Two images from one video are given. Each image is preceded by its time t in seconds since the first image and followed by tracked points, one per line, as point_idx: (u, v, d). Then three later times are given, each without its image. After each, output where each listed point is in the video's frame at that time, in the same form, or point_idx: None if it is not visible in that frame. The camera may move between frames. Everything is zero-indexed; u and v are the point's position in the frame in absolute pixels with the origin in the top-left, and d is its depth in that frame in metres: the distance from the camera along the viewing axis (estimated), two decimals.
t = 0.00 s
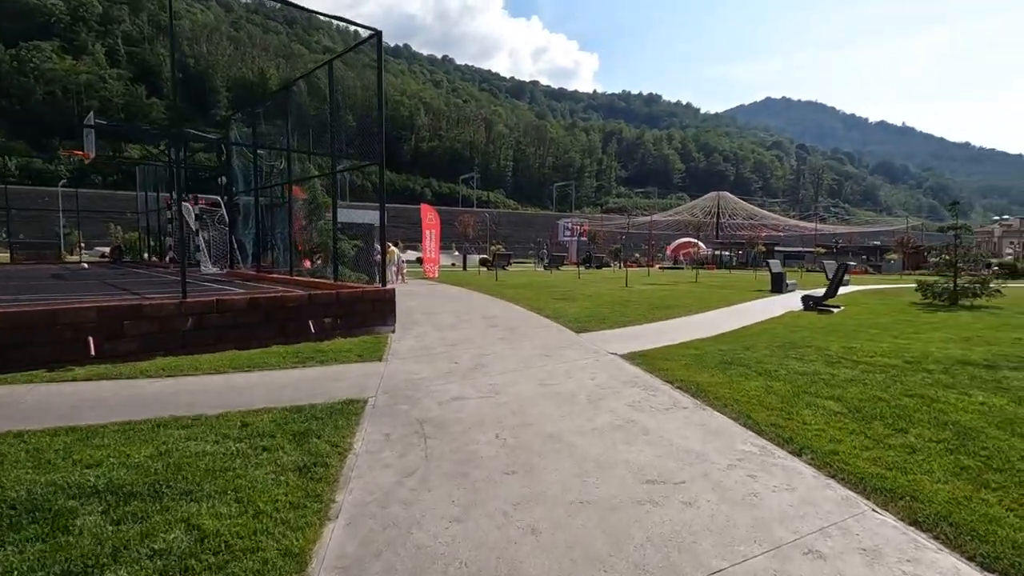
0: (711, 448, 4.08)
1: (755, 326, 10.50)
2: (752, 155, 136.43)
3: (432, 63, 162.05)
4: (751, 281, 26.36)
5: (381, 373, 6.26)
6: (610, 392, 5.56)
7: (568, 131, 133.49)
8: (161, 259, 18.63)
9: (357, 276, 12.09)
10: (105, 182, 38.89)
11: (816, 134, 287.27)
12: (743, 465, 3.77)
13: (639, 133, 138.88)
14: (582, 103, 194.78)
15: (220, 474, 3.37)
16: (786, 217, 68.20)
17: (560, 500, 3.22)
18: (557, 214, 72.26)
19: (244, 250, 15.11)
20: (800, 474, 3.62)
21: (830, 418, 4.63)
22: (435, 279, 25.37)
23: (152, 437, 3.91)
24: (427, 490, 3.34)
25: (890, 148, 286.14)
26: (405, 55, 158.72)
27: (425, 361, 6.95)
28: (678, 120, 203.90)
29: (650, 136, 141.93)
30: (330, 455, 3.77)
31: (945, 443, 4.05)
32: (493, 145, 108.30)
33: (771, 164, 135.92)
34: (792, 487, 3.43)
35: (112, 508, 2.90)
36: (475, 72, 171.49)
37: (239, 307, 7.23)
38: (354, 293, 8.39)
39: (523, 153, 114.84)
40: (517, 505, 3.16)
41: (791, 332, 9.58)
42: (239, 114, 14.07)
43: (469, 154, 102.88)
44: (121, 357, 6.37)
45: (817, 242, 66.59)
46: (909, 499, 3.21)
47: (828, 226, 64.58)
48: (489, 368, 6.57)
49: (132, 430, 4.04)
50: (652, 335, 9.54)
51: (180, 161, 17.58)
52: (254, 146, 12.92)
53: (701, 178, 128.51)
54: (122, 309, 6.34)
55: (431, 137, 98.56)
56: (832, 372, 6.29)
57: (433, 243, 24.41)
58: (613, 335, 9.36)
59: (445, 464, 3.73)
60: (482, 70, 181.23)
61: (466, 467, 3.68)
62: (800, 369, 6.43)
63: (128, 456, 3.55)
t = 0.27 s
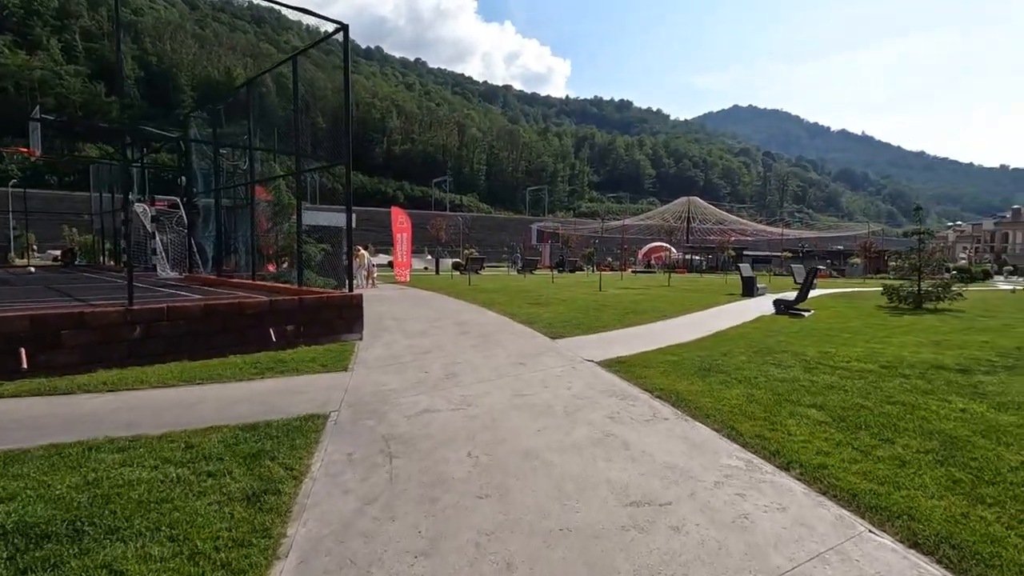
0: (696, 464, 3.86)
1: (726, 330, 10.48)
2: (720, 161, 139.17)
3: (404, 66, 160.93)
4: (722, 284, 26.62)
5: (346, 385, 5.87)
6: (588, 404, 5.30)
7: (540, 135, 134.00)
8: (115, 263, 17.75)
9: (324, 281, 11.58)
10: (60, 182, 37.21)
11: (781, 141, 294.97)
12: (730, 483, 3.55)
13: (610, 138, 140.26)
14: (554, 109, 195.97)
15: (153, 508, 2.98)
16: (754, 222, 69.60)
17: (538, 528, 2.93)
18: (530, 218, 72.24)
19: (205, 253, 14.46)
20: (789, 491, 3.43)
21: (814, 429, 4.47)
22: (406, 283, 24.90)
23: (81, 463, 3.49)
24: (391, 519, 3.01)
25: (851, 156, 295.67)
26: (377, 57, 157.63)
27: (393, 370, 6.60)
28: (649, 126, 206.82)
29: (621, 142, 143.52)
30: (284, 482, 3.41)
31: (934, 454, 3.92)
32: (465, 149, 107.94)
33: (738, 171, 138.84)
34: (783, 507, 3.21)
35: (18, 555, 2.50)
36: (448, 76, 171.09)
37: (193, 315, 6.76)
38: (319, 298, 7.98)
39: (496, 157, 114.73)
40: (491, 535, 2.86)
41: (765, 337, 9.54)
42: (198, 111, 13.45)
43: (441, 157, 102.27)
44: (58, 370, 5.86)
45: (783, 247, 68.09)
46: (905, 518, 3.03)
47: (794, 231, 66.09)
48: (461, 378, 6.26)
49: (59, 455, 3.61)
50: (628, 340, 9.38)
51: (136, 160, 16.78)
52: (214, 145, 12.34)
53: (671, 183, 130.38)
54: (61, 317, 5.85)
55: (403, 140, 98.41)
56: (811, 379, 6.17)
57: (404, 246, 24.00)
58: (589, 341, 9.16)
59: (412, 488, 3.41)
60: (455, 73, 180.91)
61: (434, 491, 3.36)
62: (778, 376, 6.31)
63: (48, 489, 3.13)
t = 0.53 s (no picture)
0: (687, 483, 3.62)
1: (707, 335, 10.37)
2: (695, 166, 141.01)
3: (380, 68, 159.55)
4: (699, 287, 26.71)
5: (313, 399, 5.50)
6: (570, 417, 5.04)
7: (518, 139, 134.00)
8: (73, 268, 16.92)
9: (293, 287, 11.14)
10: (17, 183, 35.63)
11: (754, 147, 300.68)
12: (724, 505, 3.31)
13: (587, 142, 141.07)
14: (532, 112, 196.57)
15: (79, 553, 2.61)
16: (729, 226, 70.52)
17: (520, 564, 2.65)
18: (508, 221, 72.06)
19: (168, 257, 13.84)
20: (786, 513, 3.21)
21: (807, 441, 4.29)
22: (381, 287, 24.43)
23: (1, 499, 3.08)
24: (355, 557, 2.69)
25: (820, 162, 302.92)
26: (353, 58, 156.37)
27: (364, 382, 6.24)
28: (625, 130, 208.70)
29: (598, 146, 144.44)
30: (236, 515, 3.05)
31: (932, 468, 3.76)
32: (443, 151, 107.40)
33: (713, 175, 140.89)
34: (783, 531, 2.99)
35: None
36: (424, 78, 170.27)
37: (148, 324, 6.32)
38: (286, 304, 7.58)
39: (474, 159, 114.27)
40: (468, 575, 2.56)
41: (746, 342, 9.42)
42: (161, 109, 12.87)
43: (418, 159, 101.57)
44: None
45: (758, 250, 69.07)
46: (911, 542, 2.84)
47: (768, 234, 67.12)
48: (436, 389, 5.93)
49: None
50: (609, 346, 9.18)
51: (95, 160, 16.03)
52: (177, 144, 11.80)
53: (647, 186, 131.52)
54: None
55: (380, 143, 98.11)
56: (797, 386, 6.03)
57: (380, 250, 23.53)
58: (569, 347, 8.93)
59: (380, 518, 3.09)
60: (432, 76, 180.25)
61: (406, 521, 3.05)
62: (763, 384, 6.16)
63: None
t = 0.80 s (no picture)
0: (692, 502, 3.35)
1: (704, 337, 10.13)
2: (687, 166, 141.38)
3: (372, 67, 159.02)
4: (693, 288, 26.55)
5: (292, 409, 5.18)
6: (566, 427, 4.74)
7: (510, 139, 133.75)
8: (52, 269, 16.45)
9: (279, 288, 10.81)
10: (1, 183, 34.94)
11: (745, 147, 302.20)
12: (735, 528, 3.05)
13: (580, 142, 141.06)
14: (524, 112, 196.35)
15: None
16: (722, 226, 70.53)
17: None
18: (500, 221, 71.78)
19: (150, 258, 13.46)
20: (802, 537, 2.95)
21: (819, 454, 4.03)
22: (371, 288, 24.08)
23: None
24: None
25: (811, 163, 304.89)
26: (344, 58, 155.60)
27: (349, 389, 5.93)
28: (618, 131, 208.97)
29: (591, 146, 144.40)
30: (195, 546, 2.73)
31: (952, 485, 3.51)
32: (435, 151, 106.98)
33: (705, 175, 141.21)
34: (800, 558, 2.75)
35: None
36: (417, 79, 169.87)
37: (119, 328, 5.99)
38: (267, 308, 7.29)
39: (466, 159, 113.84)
40: None
41: (744, 344, 9.19)
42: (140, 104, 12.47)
43: (410, 159, 101.09)
44: None
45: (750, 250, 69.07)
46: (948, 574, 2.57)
47: (759, 235, 67.18)
48: (424, 397, 5.63)
49: None
50: (605, 350, 8.91)
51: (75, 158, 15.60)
52: (156, 140, 11.42)
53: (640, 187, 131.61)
54: None
55: (371, 142, 97.87)
56: (802, 392, 5.77)
57: (370, 250, 23.17)
58: (563, 351, 8.64)
59: (358, 548, 2.78)
60: (424, 76, 179.62)
61: (385, 553, 2.74)
62: (767, 390, 5.91)
63: None
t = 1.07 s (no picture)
0: (701, 526, 3.08)
1: (701, 340, 9.90)
2: (678, 167, 141.81)
3: (363, 67, 158.15)
4: (686, 288, 26.44)
5: (269, 421, 4.86)
6: (561, 440, 4.46)
7: (502, 138, 133.50)
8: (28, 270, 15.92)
9: (263, 290, 10.46)
10: None
11: (736, 148, 303.84)
12: (751, 557, 2.78)
13: (572, 142, 141.06)
14: (516, 112, 196.14)
15: None
16: (713, 226, 70.65)
17: None
18: (492, 221, 71.51)
19: (130, 259, 13.01)
20: (825, 567, 2.69)
21: (832, 469, 3.78)
22: (361, 289, 23.71)
23: None
24: None
25: (800, 163, 307.20)
26: (334, 57, 154.59)
27: (332, 398, 5.62)
28: (609, 131, 209.31)
29: (582, 146, 144.48)
30: None
31: (979, 504, 3.26)
32: (426, 151, 106.48)
33: (696, 176, 141.69)
34: None
35: None
36: (408, 78, 169.16)
37: (87, 335, 5.64)
38: (248, 312, 6.97)
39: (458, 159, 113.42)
40: None
41: (743, 348, 8.94)
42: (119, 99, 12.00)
43: (401, 159, 100.56)
44: None
45: (741, 250, 69.22)
46: None
47: (751, 235, 67.38)
48: (411, 406, 5.34)
49: None
50: (599, 353, 8.64)
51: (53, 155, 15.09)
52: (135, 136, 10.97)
53: (632, 187, 131.81)
54: None
55: (362, 142, 97.37)
56: (808, 400, 5.53)
57: (360, 250, 22.78)
58: (557, 355, 8.37)
59: None
60: (415, 75, 178.88)
61: None
62: (770, 397, 5.66)
63: None
